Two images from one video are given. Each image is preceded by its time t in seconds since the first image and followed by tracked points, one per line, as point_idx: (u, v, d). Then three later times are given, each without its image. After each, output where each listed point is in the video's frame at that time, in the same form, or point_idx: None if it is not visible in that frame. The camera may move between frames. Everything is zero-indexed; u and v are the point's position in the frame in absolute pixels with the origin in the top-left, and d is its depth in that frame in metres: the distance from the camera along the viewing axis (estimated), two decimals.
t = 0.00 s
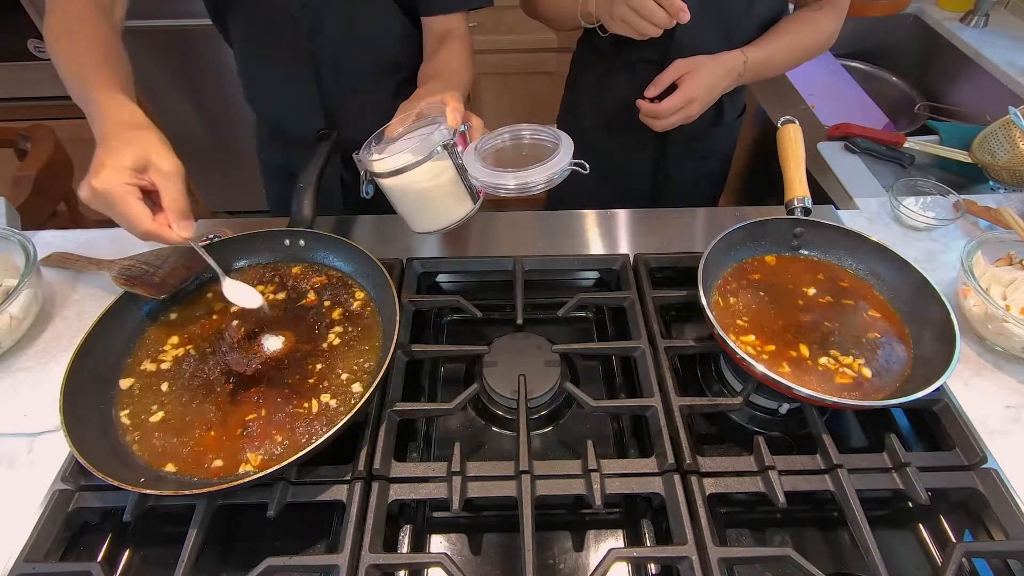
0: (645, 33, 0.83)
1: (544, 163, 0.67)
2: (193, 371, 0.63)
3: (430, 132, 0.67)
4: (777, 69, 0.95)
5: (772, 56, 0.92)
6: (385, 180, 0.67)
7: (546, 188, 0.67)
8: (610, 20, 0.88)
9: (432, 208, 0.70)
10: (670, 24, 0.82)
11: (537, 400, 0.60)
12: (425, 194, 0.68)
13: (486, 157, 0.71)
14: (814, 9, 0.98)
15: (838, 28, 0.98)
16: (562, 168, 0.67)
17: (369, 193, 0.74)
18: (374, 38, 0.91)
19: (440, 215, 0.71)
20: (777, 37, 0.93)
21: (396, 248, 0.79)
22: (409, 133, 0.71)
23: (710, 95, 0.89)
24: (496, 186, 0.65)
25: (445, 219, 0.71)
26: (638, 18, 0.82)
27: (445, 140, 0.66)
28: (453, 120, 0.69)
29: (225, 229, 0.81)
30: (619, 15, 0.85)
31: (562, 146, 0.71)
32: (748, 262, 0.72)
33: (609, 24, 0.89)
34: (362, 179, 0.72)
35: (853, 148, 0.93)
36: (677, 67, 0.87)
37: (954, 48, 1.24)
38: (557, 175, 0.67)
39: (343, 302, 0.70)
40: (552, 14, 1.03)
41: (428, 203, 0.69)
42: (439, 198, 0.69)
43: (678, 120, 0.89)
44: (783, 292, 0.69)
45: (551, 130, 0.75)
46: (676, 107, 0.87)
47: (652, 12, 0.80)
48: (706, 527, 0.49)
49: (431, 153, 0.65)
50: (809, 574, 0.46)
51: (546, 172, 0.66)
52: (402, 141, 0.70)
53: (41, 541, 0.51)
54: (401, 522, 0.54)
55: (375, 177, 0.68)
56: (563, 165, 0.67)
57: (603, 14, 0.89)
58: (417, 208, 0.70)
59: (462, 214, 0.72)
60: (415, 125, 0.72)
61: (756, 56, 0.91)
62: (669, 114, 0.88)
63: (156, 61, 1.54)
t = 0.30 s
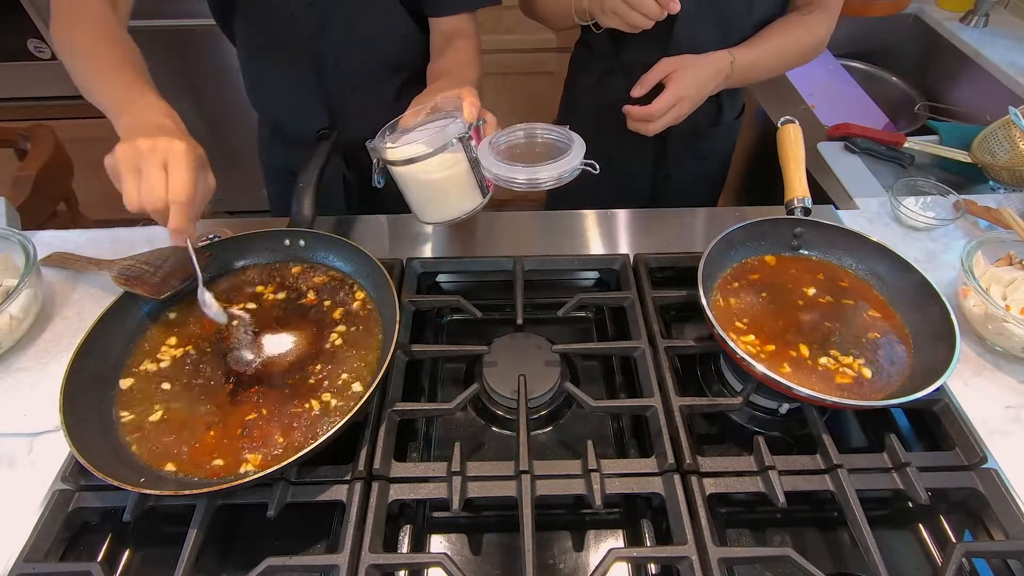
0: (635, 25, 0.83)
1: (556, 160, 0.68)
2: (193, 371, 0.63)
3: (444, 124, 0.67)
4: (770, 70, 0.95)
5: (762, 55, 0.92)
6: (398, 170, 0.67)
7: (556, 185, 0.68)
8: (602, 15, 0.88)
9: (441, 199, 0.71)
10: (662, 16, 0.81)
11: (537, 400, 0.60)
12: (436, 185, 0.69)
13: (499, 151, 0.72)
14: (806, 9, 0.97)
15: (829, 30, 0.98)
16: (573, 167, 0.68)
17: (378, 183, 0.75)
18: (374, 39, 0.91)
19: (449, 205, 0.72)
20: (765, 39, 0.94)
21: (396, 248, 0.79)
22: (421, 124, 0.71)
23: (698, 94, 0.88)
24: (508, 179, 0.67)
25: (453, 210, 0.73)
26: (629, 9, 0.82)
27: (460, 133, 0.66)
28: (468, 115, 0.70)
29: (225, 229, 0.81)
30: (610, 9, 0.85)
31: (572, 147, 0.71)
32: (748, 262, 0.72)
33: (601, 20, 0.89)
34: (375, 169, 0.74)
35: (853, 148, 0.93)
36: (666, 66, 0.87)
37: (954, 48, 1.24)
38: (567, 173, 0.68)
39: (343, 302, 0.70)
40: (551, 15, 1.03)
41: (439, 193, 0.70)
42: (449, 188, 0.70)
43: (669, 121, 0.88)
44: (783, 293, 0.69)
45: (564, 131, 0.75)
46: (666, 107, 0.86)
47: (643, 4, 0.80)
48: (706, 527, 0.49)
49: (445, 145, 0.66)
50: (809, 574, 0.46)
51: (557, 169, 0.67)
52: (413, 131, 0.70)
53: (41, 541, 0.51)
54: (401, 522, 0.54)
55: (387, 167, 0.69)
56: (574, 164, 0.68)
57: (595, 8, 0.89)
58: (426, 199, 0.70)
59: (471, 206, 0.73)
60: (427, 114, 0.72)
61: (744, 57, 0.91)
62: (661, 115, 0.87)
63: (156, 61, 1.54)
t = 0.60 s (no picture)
0: (623, 13, 0.82)
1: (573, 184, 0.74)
2: (193, 370, 0.63)
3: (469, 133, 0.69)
4: (753, 75, 0.94)
5: (738, 62, 0.92)
6: (420, 171, 0.69)
7: (566, 206, 0.74)
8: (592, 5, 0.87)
9: (455, 204, 0.73)
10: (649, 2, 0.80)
11: (537, 400, 0.60)
12: (454, 190, 0.71)
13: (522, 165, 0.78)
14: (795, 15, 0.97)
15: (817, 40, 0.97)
16: (587, 193, 0.74)
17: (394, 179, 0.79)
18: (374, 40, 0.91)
19: (456, 212, 0.75)
20: (747, 49, 0.93)
21: (396, 248, 0.79)
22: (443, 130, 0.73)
23: (679, 102, 0.88)
24: (522, 194, 0.74)
25: (457, 218, 0.75)
26: None
27: (484, 144, 0.69)
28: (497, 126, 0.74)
29: (225, 229, 0.81)
30: None
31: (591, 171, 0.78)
32: (748, 262, 0.72)
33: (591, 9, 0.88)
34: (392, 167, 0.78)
35: (853, 149, 0.93)
36: (646, 73, 0.87)
37: (954, 48, 1.24)
38: (580, 197, 0.73)
39: (343, 302, 0.70)
40: (551, 14, 1.02)
41: (452, 199, 0.73)
42: (462, 199, 0.73)
43: (654, 130, 0.88)
44: (783, 293, 0.69)
45: (586, 155, 0.80)
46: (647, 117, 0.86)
47: None
48: (706, 527, 0.49)
49: (468, 154, 0.68)
50: (809, 574, 0.46)
51: (584, 192, 0.74)
52: (437, 134, 0.73)
53: (41, 540, 0.51)
54: (402, 522, 0.54)
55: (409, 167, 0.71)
56: (588, 191, 0.74)
57: None
58: (442, 201, 0.73)
59: (481, 216, 0.76)
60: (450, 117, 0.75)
61: (725, 64, 0.91)
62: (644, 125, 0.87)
63: (156, 61, 1.54)
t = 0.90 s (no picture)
0: None
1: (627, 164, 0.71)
2: (193, 370, 0.63)
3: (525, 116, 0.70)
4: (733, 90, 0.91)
5: (707, 89, 0.89)
6: (475, 153, 0.70)
7: (619, 186, 0.70)
8: None
9: (508, 189, 0.73)
10: None
11: (537, 400, 0.60)
12: (508, 174, 0.71)
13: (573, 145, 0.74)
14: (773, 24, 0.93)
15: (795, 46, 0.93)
16: (642, 173, 0.70)
17: (440, 164, 0.82)
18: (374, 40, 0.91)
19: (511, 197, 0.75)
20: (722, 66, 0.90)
21: (396, 248, 0.79)
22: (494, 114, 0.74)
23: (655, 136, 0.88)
24: (575, 169, 0.71)
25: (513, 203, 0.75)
26: None
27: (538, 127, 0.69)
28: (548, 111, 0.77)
29: (225, 229, 0.81)
30: None
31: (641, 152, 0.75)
32: (748, 262, 0.72)
33: None
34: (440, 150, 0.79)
35: (853, 149, 0.93)
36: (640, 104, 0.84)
37: (954, 48, 1.24)
38: (634, 177, 0.70)
39: (343, 302, 0.70)
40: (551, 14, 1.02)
41: (510, 184, 0.73)
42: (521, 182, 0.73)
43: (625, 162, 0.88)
44: (783, 292, 0.69)
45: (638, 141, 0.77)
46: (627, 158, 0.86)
47: None
48: (706, 527, 0.49)
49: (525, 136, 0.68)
50: (809, 574, 0.46)
51: (638, 172, 0.70)
52: (488, 118, 0.73)
53: (41, 540, 0.51)
54: (402, 522, 0.54)
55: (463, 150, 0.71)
56: (643, 172, 0.70)
57: None
58: (494, 186, 0.73)
59: (532, 201, 0.76)
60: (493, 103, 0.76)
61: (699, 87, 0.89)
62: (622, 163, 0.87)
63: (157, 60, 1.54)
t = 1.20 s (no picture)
0: None
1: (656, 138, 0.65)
2: (193, 371, 0.63)
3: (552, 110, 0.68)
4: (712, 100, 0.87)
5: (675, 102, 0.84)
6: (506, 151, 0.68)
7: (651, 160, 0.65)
8: None
9: (545, 181, 0.72)
10: None
11: (537, 400, 0.60)
12: (542, 168, 0.70)
13: (603, 123, 0.70)
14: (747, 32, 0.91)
15: (766, 61, 0.90)
16: (671, 144, 0.65)
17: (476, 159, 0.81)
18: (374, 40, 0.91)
19: (555, 188, 0.74)
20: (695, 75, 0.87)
21: (396, 248, 0.79)
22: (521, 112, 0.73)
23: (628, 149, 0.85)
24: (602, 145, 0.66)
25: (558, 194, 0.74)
26: None
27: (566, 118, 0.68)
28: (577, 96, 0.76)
29: (225, 229, 0.81)
30: None
31: (676, 122, 0.70)
32: (748, 262, 0.72)
33: None
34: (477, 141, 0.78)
35: (853, 149, 0.93)
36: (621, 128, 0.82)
37: (953, 49, 1.24)
38: (665, 148, 0.65)
39: (343, 302, 0.70)
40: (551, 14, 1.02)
41: (546, 175, 0.71)
42: (560, 166, 0.71)
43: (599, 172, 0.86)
44: (783, 293, 0.69)
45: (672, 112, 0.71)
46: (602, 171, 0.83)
47: None
48: (706, 527, 0.49)
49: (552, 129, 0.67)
50: (809, 574, 0.46)
51: (674, 141, 0.65)
52: (517, 115, 0.72)
53: (41, 541, 0.51)
54: (402, 522, 0.54)
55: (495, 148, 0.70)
56: (672, 143, 0.65)
57: None
58: (533, 180, 0.72)
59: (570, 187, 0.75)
60: (517, 98, 0.76)
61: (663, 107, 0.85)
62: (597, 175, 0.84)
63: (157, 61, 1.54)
